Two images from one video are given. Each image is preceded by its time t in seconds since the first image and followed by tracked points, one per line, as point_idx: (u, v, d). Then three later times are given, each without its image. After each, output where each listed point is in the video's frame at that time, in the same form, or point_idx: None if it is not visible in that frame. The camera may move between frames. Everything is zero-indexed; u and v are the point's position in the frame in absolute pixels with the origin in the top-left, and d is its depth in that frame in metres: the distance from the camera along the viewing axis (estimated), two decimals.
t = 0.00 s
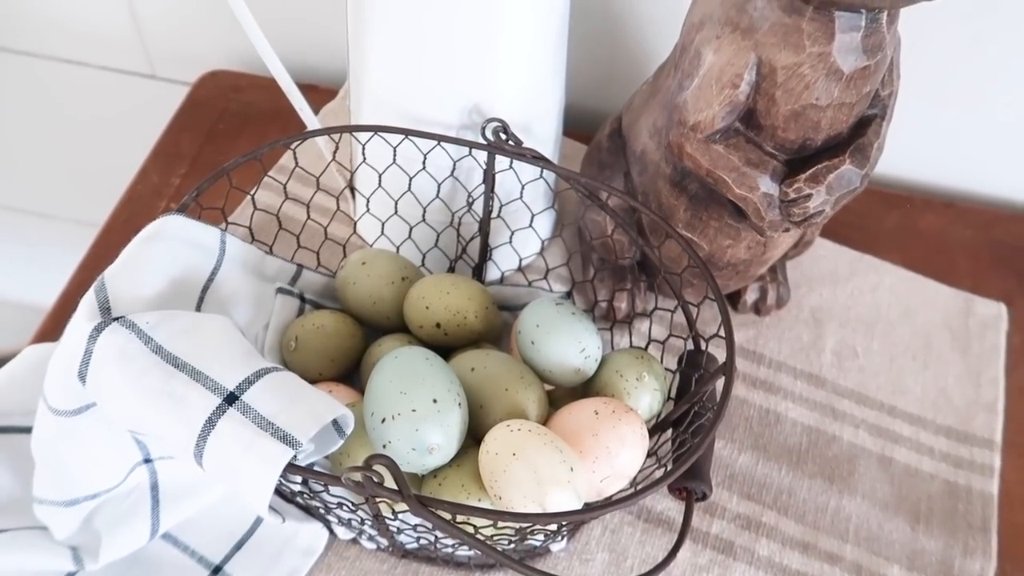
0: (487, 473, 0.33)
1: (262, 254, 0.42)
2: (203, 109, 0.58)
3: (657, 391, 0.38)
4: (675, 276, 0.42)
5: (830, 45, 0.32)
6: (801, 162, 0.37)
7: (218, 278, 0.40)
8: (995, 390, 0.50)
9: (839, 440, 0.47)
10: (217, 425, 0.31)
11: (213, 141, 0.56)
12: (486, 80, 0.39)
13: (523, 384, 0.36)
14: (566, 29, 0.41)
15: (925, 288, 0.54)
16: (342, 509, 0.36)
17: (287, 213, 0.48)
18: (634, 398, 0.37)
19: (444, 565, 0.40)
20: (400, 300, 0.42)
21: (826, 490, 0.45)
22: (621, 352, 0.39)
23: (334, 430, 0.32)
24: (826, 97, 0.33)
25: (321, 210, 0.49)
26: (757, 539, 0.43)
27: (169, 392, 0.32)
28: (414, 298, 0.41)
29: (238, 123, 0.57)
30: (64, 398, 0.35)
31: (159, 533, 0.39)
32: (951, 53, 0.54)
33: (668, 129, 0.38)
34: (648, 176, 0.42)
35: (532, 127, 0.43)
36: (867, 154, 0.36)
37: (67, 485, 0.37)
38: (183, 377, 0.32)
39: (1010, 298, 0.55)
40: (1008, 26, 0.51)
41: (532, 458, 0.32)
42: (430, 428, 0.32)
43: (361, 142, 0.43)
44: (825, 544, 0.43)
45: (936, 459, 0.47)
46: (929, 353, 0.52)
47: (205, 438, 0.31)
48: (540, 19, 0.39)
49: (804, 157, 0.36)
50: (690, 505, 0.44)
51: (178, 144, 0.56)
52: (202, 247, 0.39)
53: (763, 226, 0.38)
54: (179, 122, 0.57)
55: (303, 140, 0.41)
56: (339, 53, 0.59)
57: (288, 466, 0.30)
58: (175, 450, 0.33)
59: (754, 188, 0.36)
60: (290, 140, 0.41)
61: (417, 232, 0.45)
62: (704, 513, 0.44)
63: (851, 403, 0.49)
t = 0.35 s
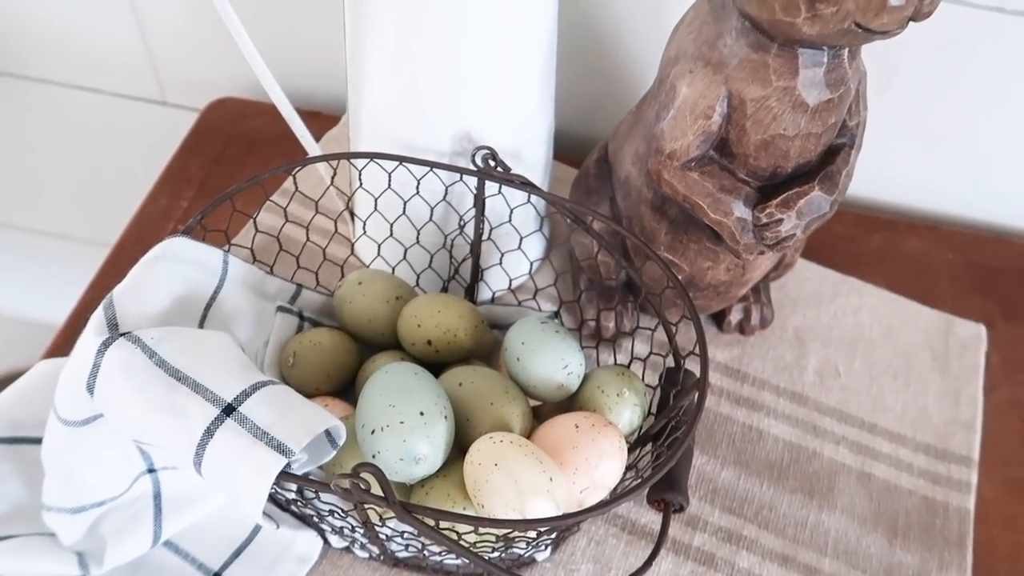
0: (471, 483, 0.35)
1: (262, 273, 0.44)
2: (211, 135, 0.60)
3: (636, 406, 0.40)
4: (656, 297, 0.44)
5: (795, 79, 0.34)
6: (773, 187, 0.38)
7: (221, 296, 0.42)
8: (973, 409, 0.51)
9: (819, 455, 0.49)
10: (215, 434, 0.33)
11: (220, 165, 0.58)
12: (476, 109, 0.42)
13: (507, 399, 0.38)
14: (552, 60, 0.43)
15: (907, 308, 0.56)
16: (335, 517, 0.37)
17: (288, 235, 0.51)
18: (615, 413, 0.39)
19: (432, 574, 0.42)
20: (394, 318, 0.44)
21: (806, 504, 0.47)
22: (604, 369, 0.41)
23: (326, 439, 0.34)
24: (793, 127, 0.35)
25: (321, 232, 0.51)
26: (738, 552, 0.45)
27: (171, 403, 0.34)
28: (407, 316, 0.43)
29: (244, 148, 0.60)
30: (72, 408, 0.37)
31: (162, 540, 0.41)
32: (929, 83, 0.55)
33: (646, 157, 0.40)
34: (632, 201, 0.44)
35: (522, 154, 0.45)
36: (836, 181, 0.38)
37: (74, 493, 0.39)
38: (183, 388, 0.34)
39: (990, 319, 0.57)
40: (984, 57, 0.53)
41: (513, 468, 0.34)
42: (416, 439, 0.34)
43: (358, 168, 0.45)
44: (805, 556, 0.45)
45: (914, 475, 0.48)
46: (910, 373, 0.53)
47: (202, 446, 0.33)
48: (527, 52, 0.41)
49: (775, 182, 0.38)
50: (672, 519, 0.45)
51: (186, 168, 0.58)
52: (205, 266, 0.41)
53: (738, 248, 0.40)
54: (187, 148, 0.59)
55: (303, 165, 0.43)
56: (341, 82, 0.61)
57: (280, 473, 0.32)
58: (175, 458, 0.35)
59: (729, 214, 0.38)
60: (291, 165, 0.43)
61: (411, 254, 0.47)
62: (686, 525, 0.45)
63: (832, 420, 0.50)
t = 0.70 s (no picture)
0: (458, 492, 0.36)
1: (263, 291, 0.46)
2: (217, 158, 0.63)
3: (620, 421, 0.41)
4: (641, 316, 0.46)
5: (767, 109, 0.36)
6: (751, 211, 0.40)
7: (223, 311, 0.43)
8: (954, 427, 0.53)
9: (802, 471, 0.50)
10: (213, 442, 0.34)
11: (225, 187, 0.60)
12: (468, 134, 0.44)
13: (494, 412, 0.39)
14: (542, 88, 0.45)
15: (891, 329, 0.58)
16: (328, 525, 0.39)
17: (288, 254, 0.53)
18: (599, 427, 0.41)
19: None
20: (389, 335, 0.45)
21: (788, 519, 0.48)
22: (589, 385, 0.43)
23: (319, 449, 0.36)
24: (767, 154, 0.37)
25: (320, 252, 0.53)
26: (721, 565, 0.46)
27: (173, 414, 0.35)
28: (401, 332, 0.44)
29: (250, 171, 0.62)
30: (81, 417, 0.39)
31: (162, 547, 0.43)
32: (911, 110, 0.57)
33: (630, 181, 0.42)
34: (618, 224, 0.45)
35: (513, 178, 0.47)
36: (810, 206, 0.40)
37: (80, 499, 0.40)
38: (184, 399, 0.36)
39: (972, 340, 0.58)
40: (962, 87, 0.55)
41: (497, 478, 0.35)
42: (406, 450, 0.36)
43: (355, 191, 0.47)
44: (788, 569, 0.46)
45: (895, 492, 0.50)
46: (892, 392, 0.54)
47: (202, 454, 0.34)
48: (517, 79, 0.43)
49: (752, 206, 0.40)
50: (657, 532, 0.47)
51: (193, 190, 0.60)
52: (208, 283, 0.43)
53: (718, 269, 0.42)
54: (194, 171, 0.62)
55: (304, 188, 0.45)
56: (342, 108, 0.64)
57: (275, 480, 0.33)
58: (175, 466, 0.36)
59: (707, 236, 0.40)
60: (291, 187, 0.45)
61: (407, 273, 0.49)
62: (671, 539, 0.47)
63: (815, 437, 0.52)
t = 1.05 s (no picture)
0: (448, 492, 0.38)
1: (267, 302, 0.48)
2: (225, 177, 0.65)
3: (606, 427, 0.43)
4: (628, 327, 0.48)
5: (742, 130, 0.38)
6: (730, 226, 0.42)
7: (227, 320, 0.46)
8: (936, 438, 0.54)
9: (787, 480, 0.51)
10: (216, 442, 0.36)
11: (233, 204, 0.63)
12: (463, 153, 0.46)
13: (485, 418, 0.41)
14: (534, 109, 0.48)
15: (876, 343, 0.59)
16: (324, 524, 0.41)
17: (291, 267, 0.55)
18: (585, 433, 0.42)
19: None
20: (387, 345, 0.47)
21: (772, 526, 0.49)
22: (577, 393, 0.44)
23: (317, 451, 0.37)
24: (743, 172, 0.39)
25: (322, 265, 0.55)
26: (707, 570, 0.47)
27: (178, 415, 0.37)
28: (398, 341, 0.46)
29: (256, 189, 0.64)
30: (92, 419, 0.41)
31: (167, 547, 0.45)
32: (894, 132, 0.59)
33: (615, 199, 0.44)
34: (606, 239, 0.47)
35: (507, 195, 0.49)
36: (787, 222, 0.42)
37: (88, 502, 0.42)
38: (189, 400, 0.38)
39: (956, 354, 0.60)
40: (943, 108, 0.57)
41: (485, 479, 0.37)
42: (399, 451, 0.38)
43: (355, 207, 0.49)
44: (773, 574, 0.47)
45: (877, 501, 0.51)
46: (877, 404, 0.56)
47: (204, 454, 0.36)
48: (508, 101, 0.45)
49: (732, 222, 0.42)
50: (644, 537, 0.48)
51: (201, 207, 0.63)
52: (214, 293, 0.45)
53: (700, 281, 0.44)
54: (203, 188, 0.64)
55: (306, 204, 0.47)
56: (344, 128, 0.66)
57: (274, 478, 0.35)
58: (181, 466, 0.38)
59: (689, 250, 0.42)
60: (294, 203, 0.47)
61: (405, 285, 0.51)
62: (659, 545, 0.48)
63: (800, 447, 0.53)
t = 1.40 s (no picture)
0: (443, 489, 0.40)
1: (274, 309, 0.50)
2: (236, 192, 0.67)
3: (596, 429, 0.45)
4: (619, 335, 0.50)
5: (723, 146, 0.40)
6: (714, 236, 0.44)
7: (236, 326, 0.48)
8: (921, 445, 0.56)
9: (775, 485, 0.53)
10: (224, 439, 0.39)
11: (243, 217, 0.65)
12: (461, 168, 0.48)
13: (480, 419, 0.43)
14: (530, 127, 0.50)
15: (864, 354, 0.61)
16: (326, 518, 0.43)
17: (297, 278, 0.57)
18: (576, 434, 0.44)
19: None
20: (388, 351, 0.49)
21: (759, 528, 0.51)
22: (569, 397, 0.46)
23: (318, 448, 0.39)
24: (725, 186, 0.41)
25: (327, 275, 0.58)
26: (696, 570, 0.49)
27: (188, 413, 0.39)
28: (398, 348, 0.48)
29: (266, 203, 0.67)
30: (107, 417, 0.43)
31: (176, 543, 0.47)
32: (880, 149, 0.61)
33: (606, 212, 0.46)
34: (598, 250, 0.49)
35: (504, 209, 0.51)
36: (769, 234, 0.44)
37: (101, 497, 0.44)
38: (198, 399, 0.40)
39: (943, 365, 0.61)
40: (927, 127, 0.59)
41: (478, 476, 0.39)
42: (397, 449, 0.40)
43: (359, 219, 0.51)
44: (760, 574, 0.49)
45: (862, 505, 0.52)
46: (864, 412, 0.58)
47: (214, 448, 0.39)
48: (505, 120, 0.47)
49: (716, 233, 0.44)
50: (634, 537, 0.50)
51: (212, 220, 0.65)
52: (223, 300, 0.47)
53: (687, 290, 0.46)
54: (215, 202, 0.67)
55: (312, 216, 0.49)
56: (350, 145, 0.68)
57: (278, 472, 0.37)
58: (190, 462, 0.40)
59: (675, 260, 0.44)
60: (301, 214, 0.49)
61: (406, 294, 0.53)
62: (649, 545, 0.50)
63: (788, 453, 0.55)
